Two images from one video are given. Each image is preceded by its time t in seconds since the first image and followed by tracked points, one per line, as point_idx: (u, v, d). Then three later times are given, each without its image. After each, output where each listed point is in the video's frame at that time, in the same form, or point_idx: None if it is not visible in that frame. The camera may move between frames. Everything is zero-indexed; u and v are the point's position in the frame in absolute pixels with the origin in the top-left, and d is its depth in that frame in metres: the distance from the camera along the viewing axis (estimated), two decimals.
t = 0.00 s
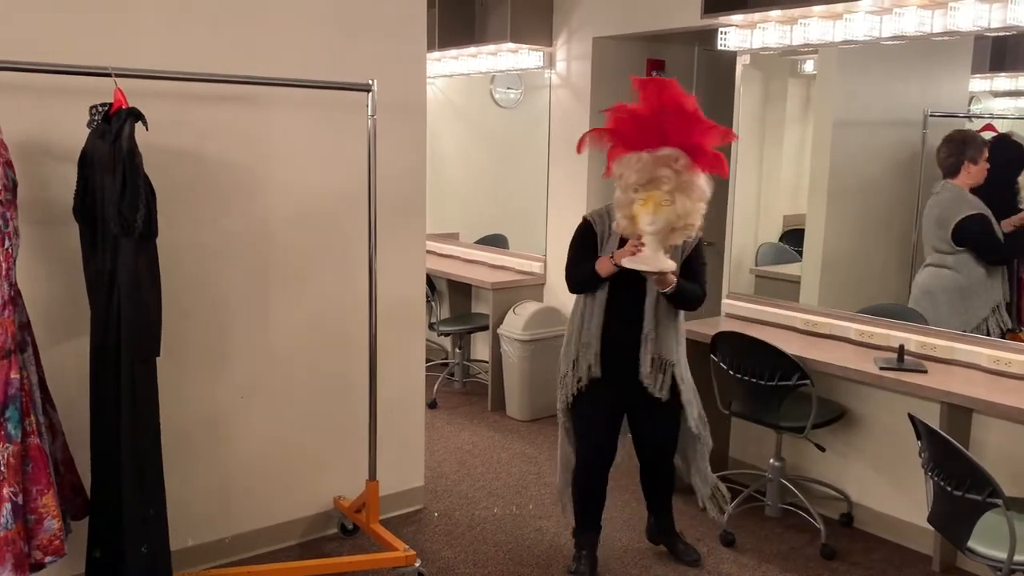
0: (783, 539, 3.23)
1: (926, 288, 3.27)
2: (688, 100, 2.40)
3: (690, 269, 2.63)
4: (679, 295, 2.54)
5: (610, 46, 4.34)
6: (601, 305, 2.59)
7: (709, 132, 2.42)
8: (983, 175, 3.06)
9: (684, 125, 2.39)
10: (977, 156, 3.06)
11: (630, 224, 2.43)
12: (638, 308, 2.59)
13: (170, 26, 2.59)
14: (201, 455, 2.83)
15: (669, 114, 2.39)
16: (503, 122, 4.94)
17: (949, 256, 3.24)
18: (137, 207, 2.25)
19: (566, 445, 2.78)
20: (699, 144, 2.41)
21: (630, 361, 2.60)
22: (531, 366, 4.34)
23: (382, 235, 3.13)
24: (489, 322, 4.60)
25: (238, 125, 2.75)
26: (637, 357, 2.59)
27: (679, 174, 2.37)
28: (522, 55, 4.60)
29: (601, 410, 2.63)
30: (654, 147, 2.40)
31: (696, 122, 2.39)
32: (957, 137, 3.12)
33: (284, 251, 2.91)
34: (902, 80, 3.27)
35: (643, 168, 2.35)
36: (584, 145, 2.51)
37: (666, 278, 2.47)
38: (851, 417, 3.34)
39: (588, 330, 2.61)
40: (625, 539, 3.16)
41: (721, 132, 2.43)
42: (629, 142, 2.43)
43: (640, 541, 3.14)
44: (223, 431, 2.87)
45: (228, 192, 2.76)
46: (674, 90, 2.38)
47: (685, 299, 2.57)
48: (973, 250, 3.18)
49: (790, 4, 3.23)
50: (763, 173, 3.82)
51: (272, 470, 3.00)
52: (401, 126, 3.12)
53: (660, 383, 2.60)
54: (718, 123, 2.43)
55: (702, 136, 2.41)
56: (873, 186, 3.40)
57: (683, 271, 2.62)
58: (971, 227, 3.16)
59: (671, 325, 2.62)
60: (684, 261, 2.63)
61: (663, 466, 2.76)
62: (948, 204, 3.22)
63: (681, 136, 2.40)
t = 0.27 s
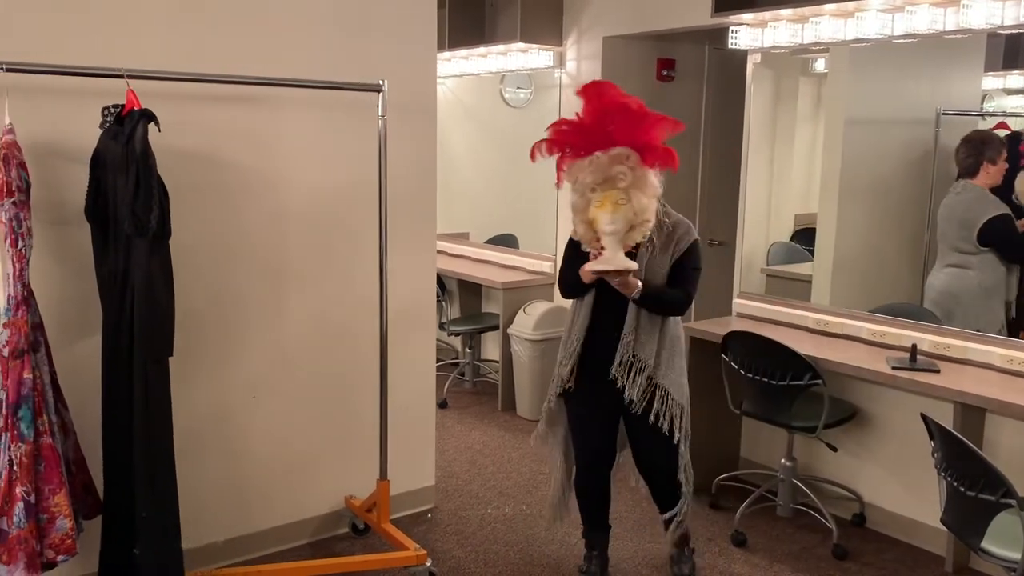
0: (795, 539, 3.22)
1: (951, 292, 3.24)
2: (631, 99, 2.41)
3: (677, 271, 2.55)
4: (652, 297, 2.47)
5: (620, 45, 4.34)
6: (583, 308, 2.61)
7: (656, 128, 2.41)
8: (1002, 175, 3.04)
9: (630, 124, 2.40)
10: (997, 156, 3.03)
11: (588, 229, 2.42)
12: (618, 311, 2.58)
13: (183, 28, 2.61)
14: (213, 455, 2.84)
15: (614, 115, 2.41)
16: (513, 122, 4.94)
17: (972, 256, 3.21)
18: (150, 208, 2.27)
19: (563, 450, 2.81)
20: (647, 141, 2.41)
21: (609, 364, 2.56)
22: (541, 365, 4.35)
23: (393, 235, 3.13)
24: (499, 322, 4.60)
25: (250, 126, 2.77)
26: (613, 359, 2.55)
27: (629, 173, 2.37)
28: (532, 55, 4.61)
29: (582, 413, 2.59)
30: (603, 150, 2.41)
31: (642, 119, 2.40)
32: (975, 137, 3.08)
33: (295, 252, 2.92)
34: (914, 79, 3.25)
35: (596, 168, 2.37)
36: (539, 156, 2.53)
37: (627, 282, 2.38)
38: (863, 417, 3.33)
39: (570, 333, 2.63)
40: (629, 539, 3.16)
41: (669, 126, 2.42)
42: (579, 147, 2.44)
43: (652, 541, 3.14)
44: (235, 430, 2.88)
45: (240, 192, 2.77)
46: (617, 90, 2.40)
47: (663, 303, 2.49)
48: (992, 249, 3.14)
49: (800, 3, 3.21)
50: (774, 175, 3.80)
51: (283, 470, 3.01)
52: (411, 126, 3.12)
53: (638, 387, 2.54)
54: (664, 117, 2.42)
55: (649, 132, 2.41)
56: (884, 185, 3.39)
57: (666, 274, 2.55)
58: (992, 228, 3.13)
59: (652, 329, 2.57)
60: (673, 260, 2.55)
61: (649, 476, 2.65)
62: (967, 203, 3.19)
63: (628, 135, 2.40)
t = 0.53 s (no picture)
0: (807, 539, 3.21)
1: (973, 289, 3.19)
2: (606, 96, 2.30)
3: (686, 271, 2.50)
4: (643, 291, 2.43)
5: (631, 44, 4.33)
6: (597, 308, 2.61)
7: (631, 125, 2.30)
8: None
9: (604, 122, 2.29)
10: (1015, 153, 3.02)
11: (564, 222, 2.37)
12: (631, 311, 2.57)
13: (195, 28, 2.62)
14: (225, 454, 2.85)
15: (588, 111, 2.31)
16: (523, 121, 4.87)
17: (996, 256, 3.14)
18: (164, 209, 2.28)
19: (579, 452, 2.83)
20: (622, 138, 2.28)
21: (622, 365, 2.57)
22: (552, 365, 4.34)
23: (404, 235, 3.14)
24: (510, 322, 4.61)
25: (262, 127, 2.77)
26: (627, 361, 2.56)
27: (605, 169, 2.29)
28: (542, 54, 4.60)
29: (598, 414, 2.61)
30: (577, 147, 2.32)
31: (617, 116, 2.28)
32: (993, 135, 3.06)
33: (307, 251, 2.93)
34: (927, 74, 3.25)
35: (572, 165, 2.29)
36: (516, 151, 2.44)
37: (611, 280, 2.39)
38: (876, 416, 3.32)
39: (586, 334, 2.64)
40: (646, 538, 3.16)
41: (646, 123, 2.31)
42: (553, 145, 2.35)
43: (663, 541, 3.14)
44: (247, 430, 2.89)
45: (252, 192, 2.78)
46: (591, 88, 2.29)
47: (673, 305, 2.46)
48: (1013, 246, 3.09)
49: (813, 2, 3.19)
50: (786, 176, 3.76)
51: (295, 469, 3.02)
52: (422, 126, 3.13)
53: (653, 388, 2.54)
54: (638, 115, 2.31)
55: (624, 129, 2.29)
56: (896, 182, 3.38)
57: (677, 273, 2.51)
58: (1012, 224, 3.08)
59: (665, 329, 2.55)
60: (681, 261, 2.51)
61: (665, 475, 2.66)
62: (990, 198, 3.14)
63: (602, 132, 2.30)
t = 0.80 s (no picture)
0: (819, 538, 3.20)
1: (989, 286, 3.16)
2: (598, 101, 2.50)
3: (716, 274, 2.47)
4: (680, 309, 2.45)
5: (642, 43, 4.32)
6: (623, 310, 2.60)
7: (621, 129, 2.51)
8: None
9: (597, 125, 2.49)
10: None
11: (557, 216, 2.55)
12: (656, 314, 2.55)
13: (206, 30, 2.63)
14: (237, 453, 2.86)
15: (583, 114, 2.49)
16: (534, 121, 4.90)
17: (1012, 252, 3.11)
18: (177, 209, 2.29)
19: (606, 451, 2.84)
20: (613, 141, 2.50)
21: (649, 369, 2.57)
22: (563, 364, 4.34)
23: (414, 235, 3.14)
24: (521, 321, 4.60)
25: (272, 128, 2.78)
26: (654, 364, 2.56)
27: (598, 170, 2.48)
28: (553, 53, 4.59)
29: (624, 414, 2.61)
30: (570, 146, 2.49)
31: (609, 121, 2.49)
32: (1011, 131, 3.05)
33: (319, 251, 2.94)
34: (939, 72, 3.25)
35: (566, 164, 2.46)
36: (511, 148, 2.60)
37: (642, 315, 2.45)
38: (888, 415, 3.30)
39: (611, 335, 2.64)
40: (660, 537, 3.15)
41: (635, 128, 2.53)
42: (549, 144, 2.52)
43: (675, 541, 3.13)
44: (258, 430, 2.89)
45: (264, 192, 2.79)
46: (586, 94, 2.48)
47: (703, 313, 2.45)
48: None
49: None
50: (798, 176, 3.73)
51: (306, 469, 3.02)
52: (432, 126, 3.13)
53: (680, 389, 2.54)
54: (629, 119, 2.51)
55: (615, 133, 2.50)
56: (911, 179, 3.40)
57: (705, 275, 2.49)
58: None
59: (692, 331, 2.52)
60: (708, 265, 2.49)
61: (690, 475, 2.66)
62: (1008, 195, 3.13)
63: (595, 134, 2.49)
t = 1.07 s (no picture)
0: (832, 539, 3.19)
1: (1007, 285, 3.16)
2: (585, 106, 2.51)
3: (723, 277, 2.48)
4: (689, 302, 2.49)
5: (653, 42, 4.32)
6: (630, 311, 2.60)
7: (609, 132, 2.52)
8: None
9: (586, 130, 2.49)
10: None
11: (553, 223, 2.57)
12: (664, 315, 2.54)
13: (219, 32, 2.64)
14: (250, 453, 2.87)
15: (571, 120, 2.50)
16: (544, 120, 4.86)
17: None
18: (191, 211, 2.31)
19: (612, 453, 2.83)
20: (603, 145, 2.51)
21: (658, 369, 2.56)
22: (574, 364, 4.34)
23: (426, 235, 3.15)
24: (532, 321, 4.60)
25: (284, 129, 2.79)
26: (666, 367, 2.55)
27: (589, 175, 2.49)
28: (564, 53, 4.56)
29: (636, 419, 2.59)
30: (561, 153, 2.50)
31: (598, 124, 2.49)
32: None
33: (331, 252, 2.95)
34: (953, 70, 3.22)
35: (558, 173, 2.47)
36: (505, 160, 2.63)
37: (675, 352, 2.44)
38: (902, 415, 3.28)
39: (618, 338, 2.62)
40: (673, 538, 3.14)
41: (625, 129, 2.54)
42: (541, 152, 2.53)
43: (688, 541, 3.12)
44: (271, 430, 2.90)
45: (276, 193, 2.80)
46: (571, 99, 2.49)
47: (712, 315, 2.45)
48: None
49: None
50: (810, 174, 3.74)
51: (318, 469, 3.03)
52: (443, 126, 3.13)
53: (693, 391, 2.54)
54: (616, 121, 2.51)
55: (604, 136, 2.51)
56: (923, 177, 3.37)
57: (712, 276, 2.50)
58: None
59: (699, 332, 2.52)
60: (715, 267, 2.49)
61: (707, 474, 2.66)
62: None
63: (584, 139, 2.50)
